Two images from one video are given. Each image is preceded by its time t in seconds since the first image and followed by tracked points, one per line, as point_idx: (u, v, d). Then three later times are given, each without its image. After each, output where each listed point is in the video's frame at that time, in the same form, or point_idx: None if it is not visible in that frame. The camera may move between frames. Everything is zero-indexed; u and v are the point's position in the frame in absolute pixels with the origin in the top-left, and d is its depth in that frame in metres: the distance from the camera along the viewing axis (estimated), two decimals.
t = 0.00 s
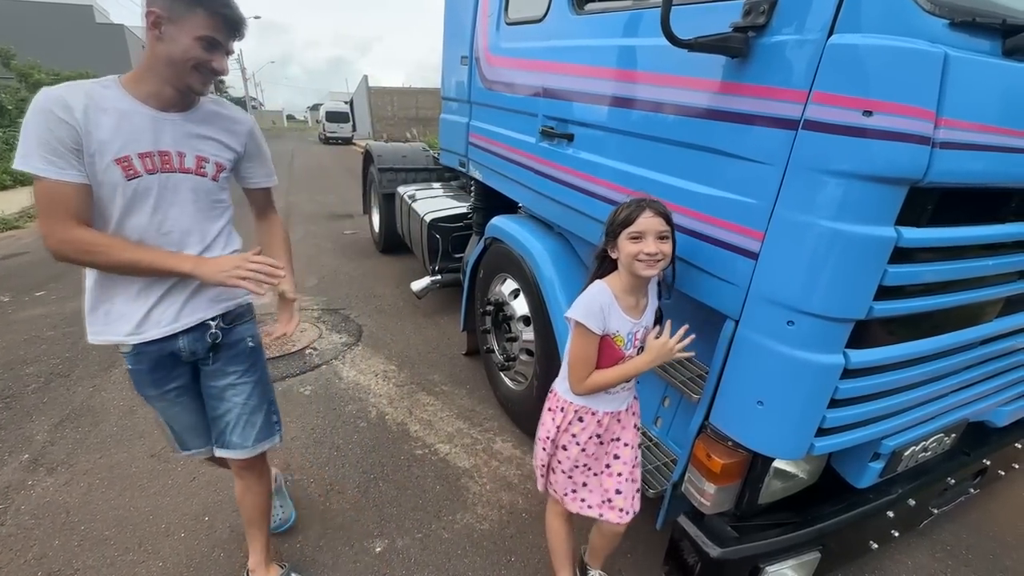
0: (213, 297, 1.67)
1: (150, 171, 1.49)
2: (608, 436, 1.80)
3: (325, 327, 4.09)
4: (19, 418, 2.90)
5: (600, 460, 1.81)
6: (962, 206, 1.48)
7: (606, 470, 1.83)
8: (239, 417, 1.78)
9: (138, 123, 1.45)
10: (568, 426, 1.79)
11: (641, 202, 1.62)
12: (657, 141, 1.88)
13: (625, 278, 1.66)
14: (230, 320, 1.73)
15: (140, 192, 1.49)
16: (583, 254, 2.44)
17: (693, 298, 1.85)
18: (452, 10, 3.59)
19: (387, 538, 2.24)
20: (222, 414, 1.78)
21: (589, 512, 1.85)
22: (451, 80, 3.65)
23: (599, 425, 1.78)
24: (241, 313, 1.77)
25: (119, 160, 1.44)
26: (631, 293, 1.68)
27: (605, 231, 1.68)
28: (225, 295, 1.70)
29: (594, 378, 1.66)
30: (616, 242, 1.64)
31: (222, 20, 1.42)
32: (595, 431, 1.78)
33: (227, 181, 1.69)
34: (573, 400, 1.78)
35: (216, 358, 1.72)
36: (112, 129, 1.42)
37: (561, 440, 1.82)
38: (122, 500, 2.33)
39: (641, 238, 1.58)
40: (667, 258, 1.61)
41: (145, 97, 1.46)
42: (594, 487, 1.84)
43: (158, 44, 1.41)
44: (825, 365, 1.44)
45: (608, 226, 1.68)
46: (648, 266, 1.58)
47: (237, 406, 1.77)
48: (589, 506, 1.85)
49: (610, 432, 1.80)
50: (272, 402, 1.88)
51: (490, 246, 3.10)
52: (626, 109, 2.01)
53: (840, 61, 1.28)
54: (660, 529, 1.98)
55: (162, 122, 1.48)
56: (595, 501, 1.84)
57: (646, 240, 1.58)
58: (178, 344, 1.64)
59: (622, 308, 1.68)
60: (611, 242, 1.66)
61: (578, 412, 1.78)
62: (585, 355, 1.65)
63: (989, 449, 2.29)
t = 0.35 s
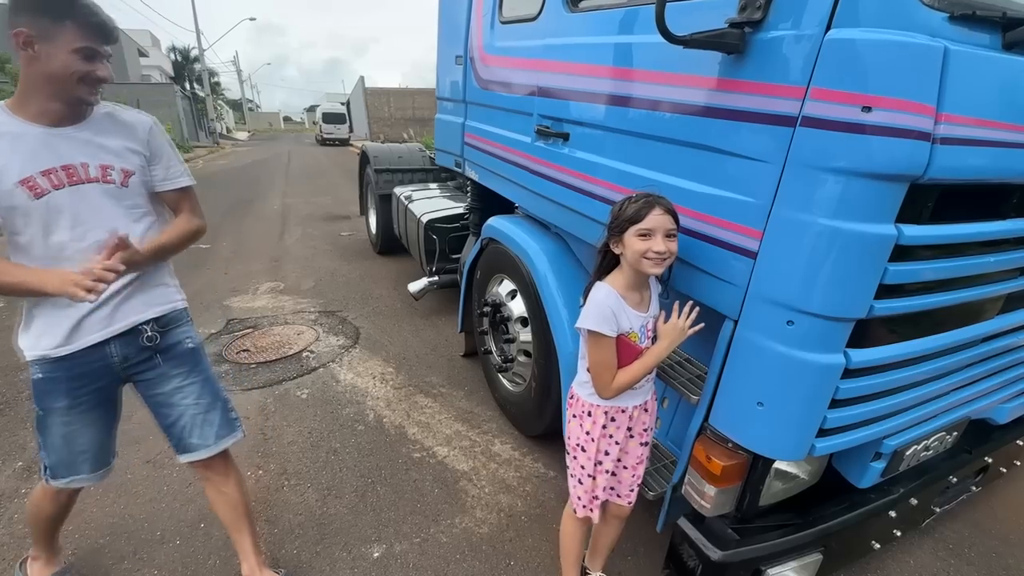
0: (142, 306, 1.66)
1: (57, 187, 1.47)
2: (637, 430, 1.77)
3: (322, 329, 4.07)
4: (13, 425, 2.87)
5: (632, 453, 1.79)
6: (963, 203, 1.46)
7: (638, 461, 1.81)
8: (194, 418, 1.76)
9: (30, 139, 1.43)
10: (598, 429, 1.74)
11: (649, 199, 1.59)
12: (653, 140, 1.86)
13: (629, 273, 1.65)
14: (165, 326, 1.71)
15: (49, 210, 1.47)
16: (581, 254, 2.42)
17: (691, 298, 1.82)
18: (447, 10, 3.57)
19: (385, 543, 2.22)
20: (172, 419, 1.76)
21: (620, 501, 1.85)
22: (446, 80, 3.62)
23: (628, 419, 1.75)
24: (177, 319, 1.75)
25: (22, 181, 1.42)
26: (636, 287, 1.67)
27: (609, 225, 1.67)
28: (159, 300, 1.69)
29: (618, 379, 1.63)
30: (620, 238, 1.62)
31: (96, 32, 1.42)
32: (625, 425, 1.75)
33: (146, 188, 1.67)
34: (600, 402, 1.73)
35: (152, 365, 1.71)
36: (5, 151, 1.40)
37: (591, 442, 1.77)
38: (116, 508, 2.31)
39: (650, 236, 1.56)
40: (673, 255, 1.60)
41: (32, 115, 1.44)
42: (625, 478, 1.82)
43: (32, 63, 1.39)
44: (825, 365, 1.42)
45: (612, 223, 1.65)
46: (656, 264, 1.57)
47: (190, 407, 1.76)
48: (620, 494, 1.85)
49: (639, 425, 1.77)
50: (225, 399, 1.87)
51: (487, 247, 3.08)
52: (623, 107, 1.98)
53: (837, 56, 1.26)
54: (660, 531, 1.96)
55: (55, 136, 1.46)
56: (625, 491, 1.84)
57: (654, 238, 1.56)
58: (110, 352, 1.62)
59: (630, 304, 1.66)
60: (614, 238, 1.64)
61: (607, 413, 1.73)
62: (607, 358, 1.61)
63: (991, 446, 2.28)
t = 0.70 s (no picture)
0: (43, 296, 1.67)
1: None
2: (641, 434, 1.76)
3: (320, 331, 4.06)
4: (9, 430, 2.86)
5: (637, 459, 1.77)
6: (961, 202, 1.46)
7: (644, 468, 1.78)
8: (115, 398, 1.78)
9: None
10: (600, 433, 1.73)
11: (651, 204, 1.58)
12: (651, 140, 1.86)
13: (624, 274, 1.65)
14: (69, 315, 1.71)
15: None
16: (579, 255, 2.41)
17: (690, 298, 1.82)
18: (442, 10, 3.56)
19: (385, 546, 2.21)
20: (91, 403, 1.76)
21: (628, 511, 1.80)
22: (442, 80, 3.61)
23: (630, 423, 1.74)
24: (81, 307, 1.76)
25: None
26: (631, 287, 1.67)
27: (608, 225, 1.64)
28: (58, 292, 1.70)
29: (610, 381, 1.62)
30: (619, 240, 1.61)
31: None
32: (626, 429, 1.74)
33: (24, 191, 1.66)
34: (600, 406, 1.73)
35: (61, 354, 1.71)
36: None
37: (592, 446, 1.76)
38: (115, 512, 2.30)
39: (649, 243, 1.56)
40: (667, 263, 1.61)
41: None
42: (632, 486, 1.78)
43: None
44: (825, 365, 1.42)
45: (613, 223, 1.62)
46: (649, 272, 1.59)
47: (112, 386, 1.79)
48: (628, 505, 1.80)
49: (643, 429, 1.76)
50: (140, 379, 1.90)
51: (485, 248, 3.07)
52: (620, 107, 1.98)
53: (835, 56, 1.25)
54: (660, 531, 1.96)
55: None
56: (634, 500, 1.79)
57: (653, 246, 1.56)
58: (13, 341, 1.61)
59: (623, 304, 1.66)
60: (612, 239, 1.63)
61: (607, 416, 1.73)
62: (602, 359, 1.62)
63: (989, 444, 2.28)
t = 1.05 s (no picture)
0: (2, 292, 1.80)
1: None
2: (626, 438, 1.74)
3: (314, 330, 4.04)
4: None
5: (623, 465, 1.74)
6: (953, 197, 1.45)
7: (631, 475, 1.75)
8: (70, 392, 1.98)
9: None
10: (578, 430, 1.72)
11: (631, 206, 1.57)
12: (643, 137, 1.84)
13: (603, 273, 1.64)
14: (27, 312, 1.86)
15: None
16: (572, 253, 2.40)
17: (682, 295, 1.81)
18: (434, 7, 3.54)
19: (378, 546, 2.20)
20: (44, 396, 1.92)
21: (610, 519, 1.78)
22: (434, 77, 3.59)
23: (612, 424, 1.72)
24: (31, 307, 1.89)
25: None
26: (611, 285, 1.66)
27: (588, 225, 1.63)
28: (13, 290, 1.84)
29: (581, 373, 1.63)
30: (597, 242, 1.61)
31: None
32: (608, 430, 1.73)
33: None
34: (579, 403, 1.72)
35: (25, 349, 1.85)
36: None
37: (572, 446, 1.74)
38: (106, 515, 2.28)
39: (626, 247, 1.55)
40: (644, 267, 1.60)
41: None
42: (618, 494, 1.76)
43: None
44: (816, 362, 1.42)
45: (591, 224, 1.62)
46: (624, 275, 1.58)
47: (66, 382, 1.98)
48: (612, 513, 1.78)
49: (628, 432, 1.73)
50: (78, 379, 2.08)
51: (478, 246, 3.06)
52: (613, 104, 1.97)
53: (825, 51, 1.24)
54: (654, 529, 1.95)
55: None
56: (618, 509, 1.77)
57: (630, 250, 1.55)
58: None
59: (602, 298, 1.65)
60: (591, 240, 1.62)
61: (587, 415, 1.71)
62: (574, 351, 1.63)
63: (982, 439, 2.28)
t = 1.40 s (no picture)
0: None
1: None
2: (613, 430, 1.74)
3: (306, 328, 4.03)
4: None
5: (611, 455, 1.75)
6: (939, 192, 1.45)
7: (619, 465, 1.76)
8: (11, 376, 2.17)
9: None
10: (564, 423, 1.72)
11: (613, 197, 1.58)
12: (632, 133, 1.84)
13: (587, 267, 1.65)
14: None
15: None
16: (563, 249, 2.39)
17: (671, 292, 1.81)
18: (425, 3, 3.51)
19: (370, 544, 2.20)
20: None
21: (601, 508, 1.77)
22: (425, 73, 3.57)
23: (598, 417, 1.72)
24: None
25: None
26: (595, 279, 1.66)
27: (571, 217, 1.64)
28: None
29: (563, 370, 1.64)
30: (580, 232, 1.61)
31: None
32: (594, 423, 1.73)
33: None
34: (563, 397, 1.72)
35: None
36: None
37: (558, 439, 1.74)
38: (95, 515, 2.27)
39: (608, 238, 1.55)
40: (627, 259, 1.61)
41: None
42: (607, 483, 1.76)
43: None
44: (803, 357, 1.42)
45: (575, 215, 1.63)
46: (607, 266, 1.58)
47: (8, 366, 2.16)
48: (603, 502, 1.77)
49: (615, 425, 1.74)
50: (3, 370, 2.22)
51: (470, 243, 3.05)
52: (602, 100, 1.96)
53: (811, 45, 1.24)
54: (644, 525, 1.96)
55: None
56: (608, 497, 1.76)
57: (612, 241, 1.56)
58: None
59: (586, 293, 1.64)
60: (574, 230, 1.64)
61: (572, 408, 1.72)
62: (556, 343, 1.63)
63: (970, 432, 2.30)
